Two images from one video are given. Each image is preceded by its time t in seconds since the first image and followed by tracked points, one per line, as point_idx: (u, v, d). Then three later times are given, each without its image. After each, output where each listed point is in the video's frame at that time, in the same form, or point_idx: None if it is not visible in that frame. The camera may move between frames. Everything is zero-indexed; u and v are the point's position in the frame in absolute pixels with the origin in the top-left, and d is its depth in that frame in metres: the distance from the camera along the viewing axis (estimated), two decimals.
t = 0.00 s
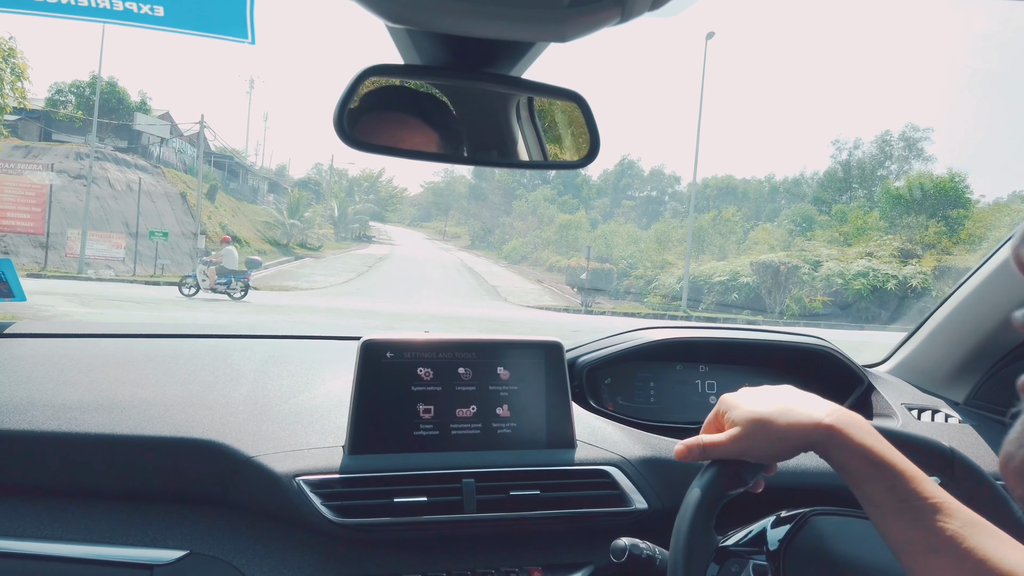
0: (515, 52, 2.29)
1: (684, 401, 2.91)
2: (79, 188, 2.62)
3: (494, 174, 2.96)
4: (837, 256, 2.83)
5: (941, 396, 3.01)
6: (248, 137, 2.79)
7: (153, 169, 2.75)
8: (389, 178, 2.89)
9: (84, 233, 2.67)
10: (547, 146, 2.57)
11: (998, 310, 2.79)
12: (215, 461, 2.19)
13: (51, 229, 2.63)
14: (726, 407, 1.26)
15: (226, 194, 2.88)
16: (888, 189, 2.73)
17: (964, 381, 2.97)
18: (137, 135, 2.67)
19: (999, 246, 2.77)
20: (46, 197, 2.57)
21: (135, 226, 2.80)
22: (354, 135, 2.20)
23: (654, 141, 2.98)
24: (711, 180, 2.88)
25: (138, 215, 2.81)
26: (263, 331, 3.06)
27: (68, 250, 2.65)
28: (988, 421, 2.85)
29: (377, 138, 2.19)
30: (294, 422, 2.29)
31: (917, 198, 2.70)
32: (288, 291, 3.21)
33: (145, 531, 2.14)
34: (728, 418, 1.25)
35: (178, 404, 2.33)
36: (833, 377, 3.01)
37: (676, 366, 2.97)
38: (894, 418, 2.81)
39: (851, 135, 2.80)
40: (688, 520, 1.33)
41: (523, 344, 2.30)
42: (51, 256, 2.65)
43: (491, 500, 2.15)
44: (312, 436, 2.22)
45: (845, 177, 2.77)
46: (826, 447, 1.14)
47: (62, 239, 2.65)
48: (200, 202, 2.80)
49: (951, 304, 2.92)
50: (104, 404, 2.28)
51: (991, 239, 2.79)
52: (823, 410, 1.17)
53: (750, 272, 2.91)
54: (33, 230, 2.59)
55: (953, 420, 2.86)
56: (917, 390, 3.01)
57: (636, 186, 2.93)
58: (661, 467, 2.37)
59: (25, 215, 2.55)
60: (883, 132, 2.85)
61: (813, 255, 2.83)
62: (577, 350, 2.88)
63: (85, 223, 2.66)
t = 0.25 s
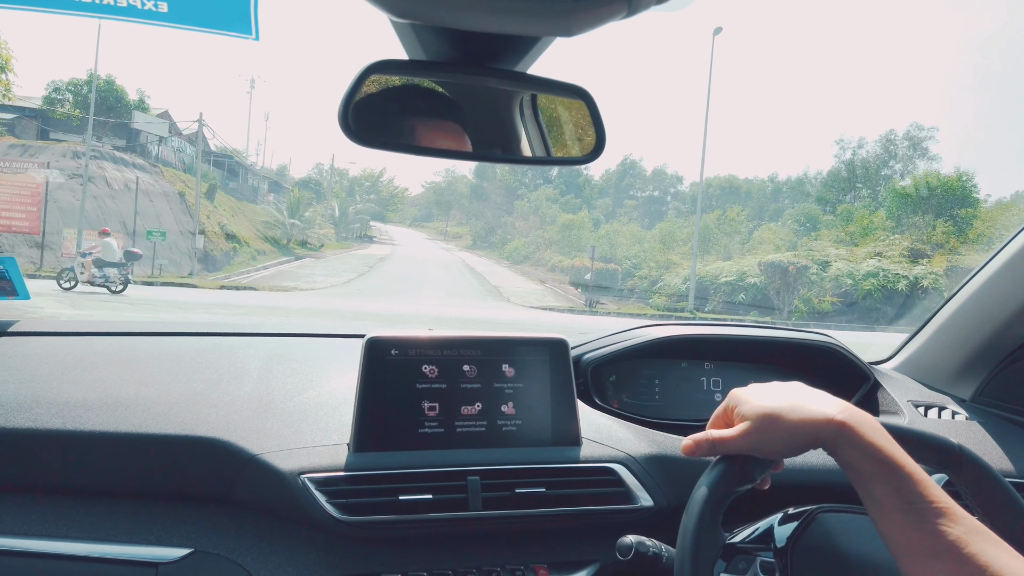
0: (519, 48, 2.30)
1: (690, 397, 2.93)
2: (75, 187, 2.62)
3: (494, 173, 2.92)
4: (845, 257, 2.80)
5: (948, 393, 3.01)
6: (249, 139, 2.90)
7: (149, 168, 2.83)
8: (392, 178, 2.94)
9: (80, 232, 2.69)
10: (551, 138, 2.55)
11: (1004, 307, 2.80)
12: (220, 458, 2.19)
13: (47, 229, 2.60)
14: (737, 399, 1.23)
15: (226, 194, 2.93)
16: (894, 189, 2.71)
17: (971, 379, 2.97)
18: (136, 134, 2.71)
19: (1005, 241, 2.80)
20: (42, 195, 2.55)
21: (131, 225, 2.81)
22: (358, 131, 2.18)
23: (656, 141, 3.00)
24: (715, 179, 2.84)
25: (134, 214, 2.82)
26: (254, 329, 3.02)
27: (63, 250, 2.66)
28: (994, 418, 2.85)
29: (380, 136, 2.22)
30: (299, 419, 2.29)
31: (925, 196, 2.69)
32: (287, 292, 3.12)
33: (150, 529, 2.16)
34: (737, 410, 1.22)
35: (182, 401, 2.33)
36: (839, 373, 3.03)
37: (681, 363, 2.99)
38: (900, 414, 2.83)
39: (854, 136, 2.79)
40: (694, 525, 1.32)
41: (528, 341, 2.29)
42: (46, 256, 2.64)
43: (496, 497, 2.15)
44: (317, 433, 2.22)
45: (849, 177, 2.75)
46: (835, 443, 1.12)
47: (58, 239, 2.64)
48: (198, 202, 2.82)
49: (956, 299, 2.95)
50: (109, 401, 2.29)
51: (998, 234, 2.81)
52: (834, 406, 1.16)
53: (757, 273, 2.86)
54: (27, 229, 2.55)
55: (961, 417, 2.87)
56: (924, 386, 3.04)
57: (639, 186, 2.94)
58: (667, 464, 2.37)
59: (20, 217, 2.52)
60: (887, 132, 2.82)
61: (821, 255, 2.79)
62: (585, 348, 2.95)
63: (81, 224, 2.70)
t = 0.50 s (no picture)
0: (516, 61, 2.31)
1: (685, 393, 2.92)
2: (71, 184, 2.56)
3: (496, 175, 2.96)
4: (855, 257, 2.75)
5: (933, 386, 3.01)
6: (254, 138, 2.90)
7: (148, 167, 2.76)
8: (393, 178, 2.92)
9: (76, 232, 2.61)
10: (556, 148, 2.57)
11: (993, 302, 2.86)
12: (231, 451, 2.19)
13: (44, 229, 2.52)
14: (748, 383, 1.35)
15: (225, 194, 2.93)
16: (900, 189, 2.65)
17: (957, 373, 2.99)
18: (134, 133, 2.66)
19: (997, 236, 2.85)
20: (38, 195, 2.43)
21: (129, 225, 2.68)
22: (366, 141, 2.17)
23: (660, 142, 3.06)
24: (716, 180, 2.85)
25: (132, 213, 2.68)
26: (255, 326, 3.04)
27: (59, 250, 2.57)
28: (977, 411, 2.84)
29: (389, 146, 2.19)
30: (307, 414, 2.30)
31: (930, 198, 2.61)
32: (286, 292, 3.11)
33: (165, 519, 2.15)
34: (747, 397, 1.33)
35: (195, 397, 2.33)
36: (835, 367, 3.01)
37: (675, 359, 2.97)
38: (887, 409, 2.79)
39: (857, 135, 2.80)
40: (682, 513, 1.41)
41: (527, 338, 2.28)
42: (43, 255, 2.53)
43: (497, 488, 2.15)
44: (326, 427, 2.23)
45: (854, 176, 2.74)
46: (839, 428, 1.22)
47: (54, 238, 2.55)
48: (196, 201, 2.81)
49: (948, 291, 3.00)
50: (122, 395, 2.29)
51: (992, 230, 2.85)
52: (837, 396, 1.26)
53: (765, 275, 2.83)
54: (23, 229, 2.44)
55: (944, 410, 2.84)
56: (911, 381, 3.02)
57: (640, 186, 2.96)
58: (663, 458, 2.35)
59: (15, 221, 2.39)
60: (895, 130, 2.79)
61: (830, 256, 2.73)
62: (582, 343, 2.93)
63: (78, 222, 2.62)
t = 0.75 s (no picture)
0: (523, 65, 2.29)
1: (689, 395, 2.96)
2: (68, 184, 2.54)
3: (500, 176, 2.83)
4: (865, 257, 2.81)
5: (930, 390, 3.05)
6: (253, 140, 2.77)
7: (147, 166, 2.70)
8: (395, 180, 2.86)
9: (72, 232, 2.57)
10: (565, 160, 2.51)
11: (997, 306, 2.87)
12: (257, 451, 2.23)
13: (38, 230, 2.49)
14: (753, 387, 1.35)
15: (225, 193, 2.85)
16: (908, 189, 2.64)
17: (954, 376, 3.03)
18: (132, 130, 2.67)
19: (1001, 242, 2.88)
20: (32, 192, 2.43)
21: (127, 225, 2.69)
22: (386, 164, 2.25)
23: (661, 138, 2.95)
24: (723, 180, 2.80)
25: (130, 214, 2.69)
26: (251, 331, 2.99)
27: (54, 251, 2.52)
28: (974, 415, 2.87)
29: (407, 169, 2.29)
30: (328, 417, 2.33)
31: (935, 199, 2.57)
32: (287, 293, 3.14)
33: (195, 517, 2.19)
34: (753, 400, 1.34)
35: (218, 401, 2.37)
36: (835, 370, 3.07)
37: (679, 362, 2.99)
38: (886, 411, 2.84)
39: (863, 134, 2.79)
40: (687, 512, 1.37)
41: (537, 344, 2.29)
42: (38, 256, 2.48)
43: (509, 488, 2.17)
44: (349, 429, 2.27)
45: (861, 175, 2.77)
46: (842, 433, 1.25)
47: (49, 238, 2.51)
48: (194, 200, 2.76)
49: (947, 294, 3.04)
50: (151, 399, 2.35)
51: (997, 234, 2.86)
52: (840, 401, 1.29)
53: (773, 274, 2.89)
54: (17, 228, 2.45)
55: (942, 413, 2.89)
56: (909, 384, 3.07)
57: (643, 186, 2.87)
58: (667, 458, 2.36)
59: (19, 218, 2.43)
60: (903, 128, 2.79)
61: (840, 256, 2.83)
62: (590, 348, 2.95)
63: (73, 220, 2.57)
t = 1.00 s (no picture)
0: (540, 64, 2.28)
1: (702, 394, 2.91)
2: (58, 177, 2.56)
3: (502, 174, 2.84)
4: (879, 254, 2.85)
5: (947, 390, 3.03)
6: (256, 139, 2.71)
7: (143, 161, 2.71)
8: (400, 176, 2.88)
9: (64, 227, 2.58)
10: (572, 159, 2.56)
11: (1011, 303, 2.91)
12: (264, 452, 2.23)
13: (29, 226, 2.52)
14: (769, 390, 1.33)
15: (223, 188, 2.87)
16: (921, 185, 2.75)
17: (970, 375, 3.01)
18: (127, 125, 2.66)
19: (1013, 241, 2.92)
20: (24, 188, 2.48)
21: (122, 220, 2.72)
22: (398, 161, 2.24)
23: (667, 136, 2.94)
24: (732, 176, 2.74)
25: (125, 210, 2.72)
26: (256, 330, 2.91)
27: (46, 247, 2.52)
28: (990, 415, 2.88)
29: (419, 163, 2.24)
30: (337, 417, 2.32)
31: (952, 191, 2.75)
32: (284, 291, 3.05)
33: (202, 518, 2.18)
34: (767, 404, 1.32)
35: (224, 401, 2.36)
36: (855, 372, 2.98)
37: (692, 362, 2.95)
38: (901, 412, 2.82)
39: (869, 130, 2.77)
40: (705, 506, 1.37)
41: (549, 344, 2.31)
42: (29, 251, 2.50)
43: (521, 489, 2.17)
44: (358, 430, 2.26)
45: (864, 171, 2.75)
46: (859, 439, 1.20)
47: (40, 235, 2.53)
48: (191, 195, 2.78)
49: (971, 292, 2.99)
50: (156, 398, 2.34)
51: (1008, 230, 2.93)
52: (857, 406, 1.24)
53: (783, 271, 2.86)
54: (9, 226, 2.50)
55: (960, 414, 2.86)
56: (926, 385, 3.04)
57: (646, 182, 2.89)
58: (681, 459, 2.36)
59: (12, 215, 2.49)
60: (903, 124, 2.85)
61: (853, 254, 2.85)
62: (602, 348, 2.93)
63: (65, 216, 2.59)
